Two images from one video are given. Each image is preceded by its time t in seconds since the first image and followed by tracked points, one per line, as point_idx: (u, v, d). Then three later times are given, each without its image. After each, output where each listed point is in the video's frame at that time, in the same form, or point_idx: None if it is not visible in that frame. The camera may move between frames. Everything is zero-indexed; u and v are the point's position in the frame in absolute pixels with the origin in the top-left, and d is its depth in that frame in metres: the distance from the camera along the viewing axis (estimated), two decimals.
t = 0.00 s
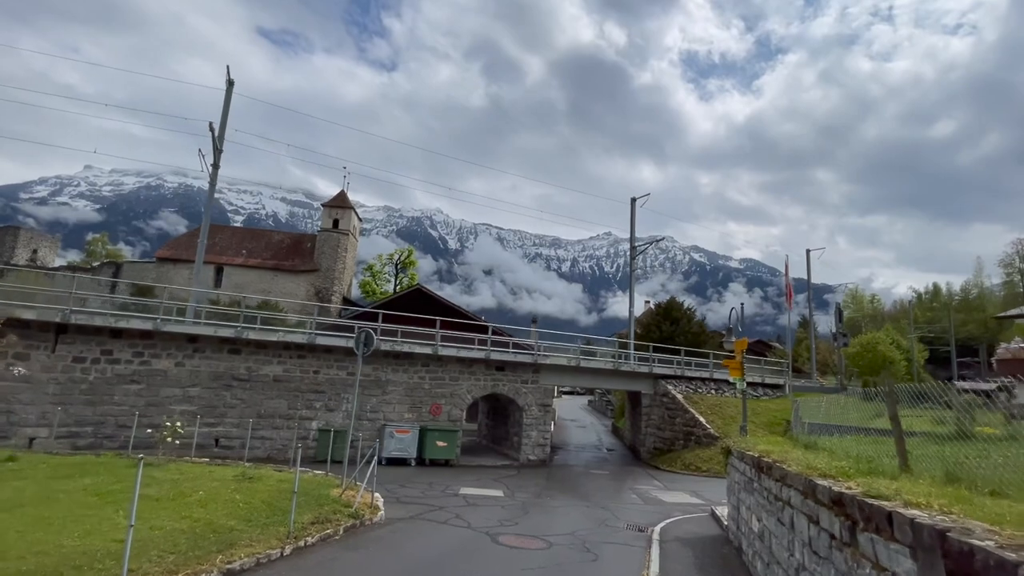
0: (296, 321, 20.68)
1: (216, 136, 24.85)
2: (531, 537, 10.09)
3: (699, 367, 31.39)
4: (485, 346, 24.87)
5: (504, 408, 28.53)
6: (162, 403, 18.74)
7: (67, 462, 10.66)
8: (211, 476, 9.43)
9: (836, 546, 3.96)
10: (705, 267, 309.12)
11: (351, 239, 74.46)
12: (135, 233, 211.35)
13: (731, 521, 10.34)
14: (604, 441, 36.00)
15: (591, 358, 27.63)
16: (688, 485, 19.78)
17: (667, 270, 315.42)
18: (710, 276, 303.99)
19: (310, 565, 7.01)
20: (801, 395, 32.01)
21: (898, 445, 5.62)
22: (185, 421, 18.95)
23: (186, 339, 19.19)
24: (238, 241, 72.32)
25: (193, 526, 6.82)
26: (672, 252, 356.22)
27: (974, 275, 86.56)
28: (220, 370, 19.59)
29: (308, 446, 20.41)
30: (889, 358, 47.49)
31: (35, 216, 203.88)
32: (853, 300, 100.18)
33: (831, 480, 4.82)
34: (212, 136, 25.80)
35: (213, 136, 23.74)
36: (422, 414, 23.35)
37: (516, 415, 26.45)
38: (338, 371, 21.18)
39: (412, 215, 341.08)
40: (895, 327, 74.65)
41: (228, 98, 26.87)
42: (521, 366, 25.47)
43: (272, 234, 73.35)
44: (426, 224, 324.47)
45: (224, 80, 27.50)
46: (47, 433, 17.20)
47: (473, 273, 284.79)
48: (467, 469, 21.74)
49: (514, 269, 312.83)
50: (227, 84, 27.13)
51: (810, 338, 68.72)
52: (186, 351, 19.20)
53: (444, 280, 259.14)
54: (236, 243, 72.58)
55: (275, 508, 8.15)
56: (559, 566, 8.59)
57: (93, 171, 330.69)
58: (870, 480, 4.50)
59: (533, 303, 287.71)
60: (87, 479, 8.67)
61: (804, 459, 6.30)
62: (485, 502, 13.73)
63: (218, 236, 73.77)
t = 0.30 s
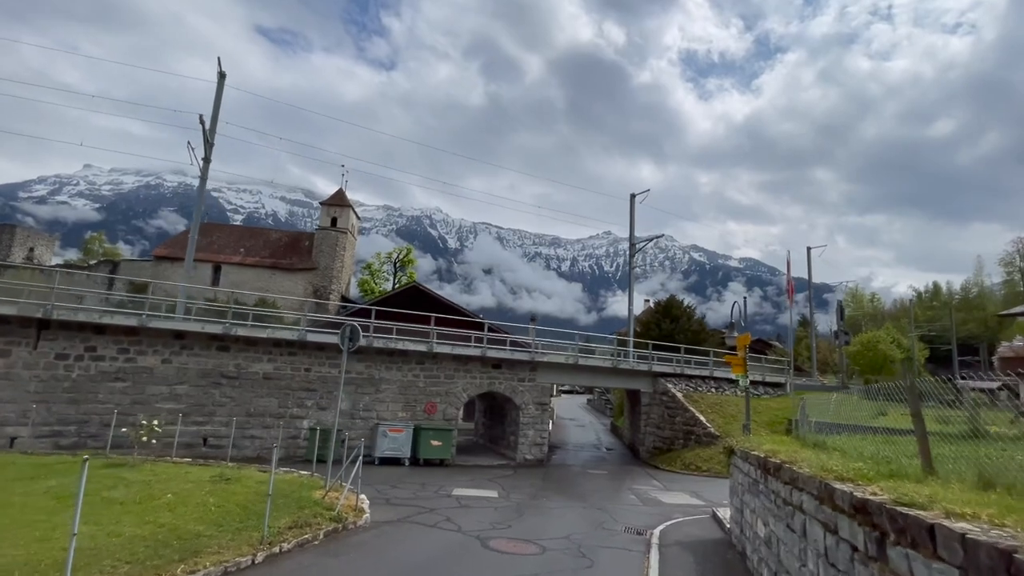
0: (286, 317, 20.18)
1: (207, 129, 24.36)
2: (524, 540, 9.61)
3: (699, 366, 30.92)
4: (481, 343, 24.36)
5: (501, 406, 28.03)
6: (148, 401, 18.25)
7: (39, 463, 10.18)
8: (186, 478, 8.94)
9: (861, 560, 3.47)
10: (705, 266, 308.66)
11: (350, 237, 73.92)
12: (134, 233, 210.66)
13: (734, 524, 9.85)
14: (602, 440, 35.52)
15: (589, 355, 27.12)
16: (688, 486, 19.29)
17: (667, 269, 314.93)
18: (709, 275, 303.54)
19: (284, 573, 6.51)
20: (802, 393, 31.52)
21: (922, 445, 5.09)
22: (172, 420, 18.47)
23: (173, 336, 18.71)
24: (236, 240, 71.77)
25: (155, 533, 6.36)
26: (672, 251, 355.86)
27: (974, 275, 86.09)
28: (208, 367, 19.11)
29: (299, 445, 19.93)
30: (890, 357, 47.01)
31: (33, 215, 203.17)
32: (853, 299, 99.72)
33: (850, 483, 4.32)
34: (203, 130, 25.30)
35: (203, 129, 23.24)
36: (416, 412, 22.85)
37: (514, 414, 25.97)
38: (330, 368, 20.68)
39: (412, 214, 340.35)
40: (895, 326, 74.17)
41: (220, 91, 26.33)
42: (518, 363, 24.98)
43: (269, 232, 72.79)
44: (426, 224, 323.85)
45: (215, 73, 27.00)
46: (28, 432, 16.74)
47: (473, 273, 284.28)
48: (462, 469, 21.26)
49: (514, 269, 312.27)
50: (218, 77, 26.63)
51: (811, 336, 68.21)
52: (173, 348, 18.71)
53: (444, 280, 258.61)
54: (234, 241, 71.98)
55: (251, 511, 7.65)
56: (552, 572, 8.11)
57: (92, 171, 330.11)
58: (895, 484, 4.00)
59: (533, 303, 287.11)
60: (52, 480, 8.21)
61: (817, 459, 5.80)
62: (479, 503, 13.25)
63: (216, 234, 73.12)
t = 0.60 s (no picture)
0: (277, 314, 19.67)
1: (198, 122, 23.84)
2: (518, 545, 9.09)
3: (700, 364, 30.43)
4: (478, 340, 23.84)
5: (499, 405, 27.52)
6: (134, 399, 17.73)
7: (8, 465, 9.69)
8: (160, 480, 8.45)
9: None
10: (705, 266, 308.11)
11: (349, 235, 73.38)
12: (133, 232, 209.95)
13: (739, 527, 9.36)
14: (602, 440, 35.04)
15: (588, 353, 26.60)
16: (690, 486, 18.80)
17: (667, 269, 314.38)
18: (709, 274, 302.99)
19: None
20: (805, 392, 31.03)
21: (956, 442, 4.57)
22: (158, 419, 17.97)
23: (160, 332, 18.19)
24: (234, 238, 71.21)
25: (112, 540, 5.84)
26: (672, 250, 355.35)
27: (975, 273, 85.64)
28: (196, 365, 18.59)
29: (290, 445, 19.44)
30: (893, 356, 46.54)
31: (33, 214, 202.66)
32: (854, 297, 99.24)
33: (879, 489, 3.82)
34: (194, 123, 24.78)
35: (194, 121, 22.72)
36: (411, 411, 22.35)
37: (511, 413, 25.47)
38: (322, 366, 20.17)
39: (412, 214, 339.77)
40: (896, 325, 73.71)
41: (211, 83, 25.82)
42: (515, 361, 24.47)
43: (267, 231, 72.24)
44: (426, 223, 323.24)
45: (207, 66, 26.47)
46: (9, 432, 16.25)
47: (473, 272, 283.73)
48: (458, 469, 20.75)
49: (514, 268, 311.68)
50: (210, 70, 26.11)
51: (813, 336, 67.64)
52: (160, 345, 18.20)
53: (444, 279, 258.10)
54: (232, 240, 71.35)
55: (222, 515, 7.13)
56: None
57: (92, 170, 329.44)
58: (936, 489, 3.51)
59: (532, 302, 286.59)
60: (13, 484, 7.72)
61: (834, 459, 5.32)
62: (473, 505, 12.76)
63: (214, 232, 72.50)
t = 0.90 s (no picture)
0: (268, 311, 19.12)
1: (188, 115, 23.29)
2: (512, 554, 8.56)
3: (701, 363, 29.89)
4: (474, 339, 23.29)
5: (496, 405, 26.97)
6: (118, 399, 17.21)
7: None
8: (130, 486, 7.91)
9: None
10: (705, 265, 307.51)
11: (348, 234, 72.81)
12: (132, 232, 209.22)
13: (746, 534, 8.86)
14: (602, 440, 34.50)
15: (587, 352, 26.04)
16: (691, 488, 18.28)
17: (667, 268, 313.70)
18: (709, 273, 302.37)
19: None
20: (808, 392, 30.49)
21: (1001, 448, 4.02)
22: (144, 419, 17.45)
23: (146, 330, 17.68)
24: (232, 237, 70.58)
25: (60, 556, 5.27)
26: (672, 250, 354.45)
27: (977, 272, 85.06)
28: (184, 363, 18.07)
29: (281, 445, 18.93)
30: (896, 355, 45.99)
31: (32, 214, 202.11)
32: (855, 296, 98.64)
33: (917, 502, 3.35)
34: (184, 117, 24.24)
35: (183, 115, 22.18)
36: (406, 411, 21.81)
37: (509, 413, 24.93)
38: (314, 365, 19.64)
39: (412, 213, 339.07)
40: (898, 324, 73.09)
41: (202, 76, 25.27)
42: (513, 360, 23.93)
43: (266, 229, 71.64)
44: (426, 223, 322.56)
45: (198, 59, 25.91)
46: None
47: (473, 272, 283.00)
48: (453, 471, 20.21)
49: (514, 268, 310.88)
50: (201, 63, 25.57)
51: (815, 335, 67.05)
52: (146, 342, 17.68)
53: (444, 279, 257.46)
54: (231, 238, 70.70)
55: (189, 526, 6.54)
56: None
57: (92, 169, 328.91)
58: (992, 504, 3.04)
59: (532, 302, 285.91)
60: None
61: (858, 466, 4.83)
62: (466, 509, 12.24)
63: (212, 231, 71.88)
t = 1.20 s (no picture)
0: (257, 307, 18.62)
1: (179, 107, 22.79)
2: (505, 560, 8.08)
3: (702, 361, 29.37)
4: (470, 336, 22.77)
5: (493, 404, 26.46)
6: (102, 397, 16.72)
7: None
8: (94, 489, 7.41)
9: None
10: (705, 264, 306.86)
11: (347, 233, 72.26)
12: (131, 231, 208.54)
13: (751, 538, 8.37)
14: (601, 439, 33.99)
15: (587, 349, 25.53)
16: (691, 488, 17.82)
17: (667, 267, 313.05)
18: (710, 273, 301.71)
19: None
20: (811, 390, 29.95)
21: None
22: (130, 418, 16.97)
23: (132, 326, 17.20)
24: (230, 235, 69.99)
25: None
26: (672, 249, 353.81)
27: (979, 271, 84.53)
28: (171, 360, 17.58)
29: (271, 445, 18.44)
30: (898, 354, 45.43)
31: (32, 214, 201.54)
32: (856, 296, 98.08)
33: (969, 513, 2.94)
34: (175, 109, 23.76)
35: (174, 107, 21.70)
36: (400, 410, 21.31)
37: (506, 411, 24.42)
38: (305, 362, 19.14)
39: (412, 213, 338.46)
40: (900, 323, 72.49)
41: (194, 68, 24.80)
42: (510, 357, 23.42)
43: (264, 228, 71.08)
44: (426, 223, 321.94)
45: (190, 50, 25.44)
46: None
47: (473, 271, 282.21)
48: (448, 470, 19.72)
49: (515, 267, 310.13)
50: (192, 55, 25.09)
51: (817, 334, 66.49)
52: (132, 339, 17.19)
53: (444, 278, 256.78)
54: (229, 237, 70.12)
55: (148, 533, 5.99)
56: None
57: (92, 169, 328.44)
58: None
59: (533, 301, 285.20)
60: None
61: (884, 469, 4.40)
62: (458, 511, 11.76)
63: (210, 230, 71.31)
